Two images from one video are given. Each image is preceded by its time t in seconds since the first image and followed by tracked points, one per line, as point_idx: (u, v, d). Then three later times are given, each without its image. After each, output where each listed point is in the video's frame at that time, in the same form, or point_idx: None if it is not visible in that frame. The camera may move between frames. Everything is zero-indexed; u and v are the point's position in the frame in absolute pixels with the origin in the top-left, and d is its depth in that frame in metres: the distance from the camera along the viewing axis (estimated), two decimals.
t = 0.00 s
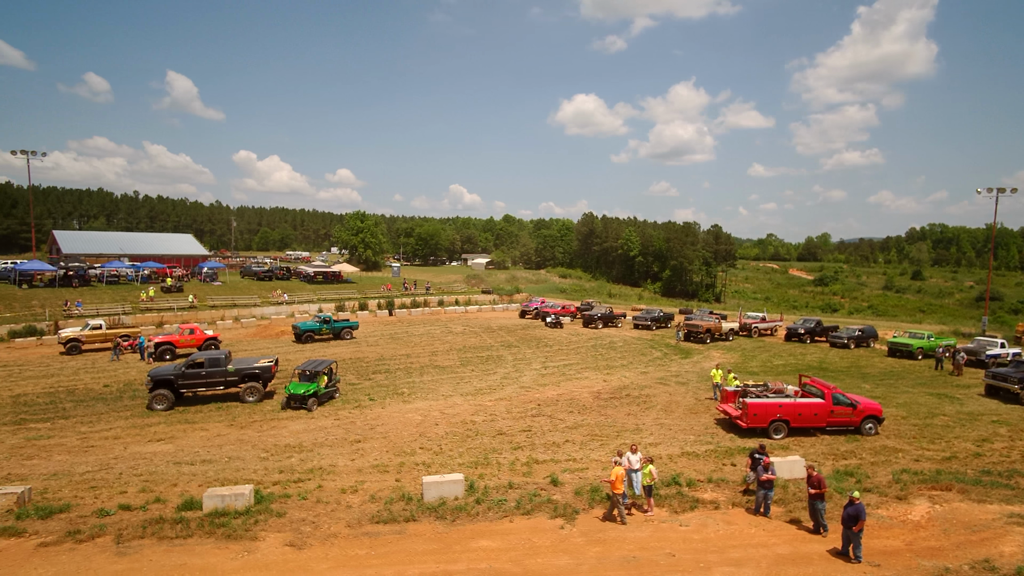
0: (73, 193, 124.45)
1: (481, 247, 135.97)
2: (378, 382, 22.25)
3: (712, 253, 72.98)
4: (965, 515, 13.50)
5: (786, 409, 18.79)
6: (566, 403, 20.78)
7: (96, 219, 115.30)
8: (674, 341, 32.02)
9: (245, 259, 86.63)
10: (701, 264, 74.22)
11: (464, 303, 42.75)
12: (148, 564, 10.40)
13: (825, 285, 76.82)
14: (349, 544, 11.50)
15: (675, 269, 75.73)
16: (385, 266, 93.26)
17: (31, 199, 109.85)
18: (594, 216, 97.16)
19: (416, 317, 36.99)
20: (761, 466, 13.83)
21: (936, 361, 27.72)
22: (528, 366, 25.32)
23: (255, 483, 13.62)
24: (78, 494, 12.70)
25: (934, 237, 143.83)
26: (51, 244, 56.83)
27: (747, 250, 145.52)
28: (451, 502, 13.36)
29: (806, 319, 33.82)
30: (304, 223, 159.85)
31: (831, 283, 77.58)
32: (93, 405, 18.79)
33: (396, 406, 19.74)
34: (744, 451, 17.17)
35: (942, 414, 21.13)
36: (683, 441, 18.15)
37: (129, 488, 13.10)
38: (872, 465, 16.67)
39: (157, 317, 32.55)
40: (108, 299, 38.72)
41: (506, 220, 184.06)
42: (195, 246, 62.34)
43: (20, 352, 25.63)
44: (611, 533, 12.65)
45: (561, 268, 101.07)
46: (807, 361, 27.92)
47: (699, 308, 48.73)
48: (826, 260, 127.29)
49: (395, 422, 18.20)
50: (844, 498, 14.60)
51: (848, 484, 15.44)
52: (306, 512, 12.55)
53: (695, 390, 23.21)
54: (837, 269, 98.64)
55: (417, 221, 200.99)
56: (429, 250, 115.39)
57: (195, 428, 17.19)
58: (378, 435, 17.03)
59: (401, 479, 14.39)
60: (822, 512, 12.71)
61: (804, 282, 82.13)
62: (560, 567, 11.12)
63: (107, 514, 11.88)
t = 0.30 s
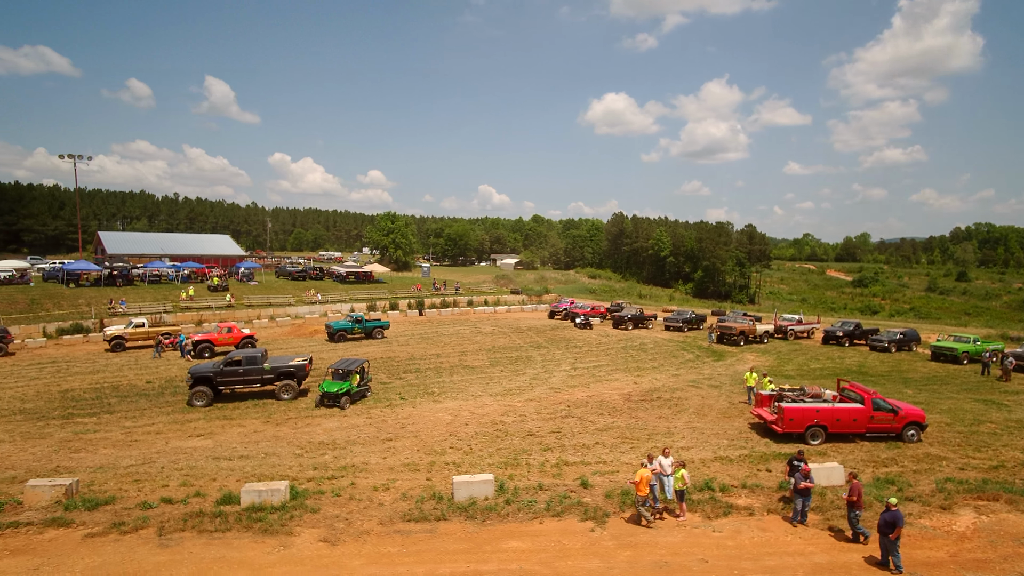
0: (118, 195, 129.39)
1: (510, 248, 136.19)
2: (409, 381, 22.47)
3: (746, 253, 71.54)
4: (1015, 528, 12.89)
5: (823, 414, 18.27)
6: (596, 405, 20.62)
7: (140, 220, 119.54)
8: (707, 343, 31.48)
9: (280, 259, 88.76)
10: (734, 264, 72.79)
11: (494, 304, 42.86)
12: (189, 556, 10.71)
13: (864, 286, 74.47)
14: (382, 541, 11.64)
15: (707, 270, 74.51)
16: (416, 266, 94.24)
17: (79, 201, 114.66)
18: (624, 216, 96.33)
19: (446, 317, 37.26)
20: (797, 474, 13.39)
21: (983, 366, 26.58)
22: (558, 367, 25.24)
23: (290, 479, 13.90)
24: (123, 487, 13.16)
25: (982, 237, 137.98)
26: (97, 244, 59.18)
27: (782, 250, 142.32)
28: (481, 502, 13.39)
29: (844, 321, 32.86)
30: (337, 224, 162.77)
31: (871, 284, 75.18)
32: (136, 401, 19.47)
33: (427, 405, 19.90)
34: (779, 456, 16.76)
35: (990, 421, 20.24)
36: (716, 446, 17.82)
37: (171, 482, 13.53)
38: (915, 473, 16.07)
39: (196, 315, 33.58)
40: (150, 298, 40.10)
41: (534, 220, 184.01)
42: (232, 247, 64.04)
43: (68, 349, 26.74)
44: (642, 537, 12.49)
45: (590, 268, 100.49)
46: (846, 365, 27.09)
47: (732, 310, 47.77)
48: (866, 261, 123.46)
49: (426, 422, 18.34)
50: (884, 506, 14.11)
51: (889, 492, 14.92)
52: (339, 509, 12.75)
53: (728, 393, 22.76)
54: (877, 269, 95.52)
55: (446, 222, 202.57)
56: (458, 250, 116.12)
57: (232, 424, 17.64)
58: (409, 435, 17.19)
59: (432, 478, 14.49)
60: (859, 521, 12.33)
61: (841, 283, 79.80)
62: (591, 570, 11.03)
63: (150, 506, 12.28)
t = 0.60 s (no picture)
0: (153, 197, 133.13)
1: (534, 248, 136.11)
2: (435, 381, 22.61)
3: (775, 253, 70.21)
4: None
5: (857, 418, 17.80)
6: (621, 406, 20.47)
7: (174, 221, 122.78)
8: (735, 345, 30.98)
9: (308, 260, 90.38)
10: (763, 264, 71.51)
11: (518, 304, 42.90)
12: (222, 549, 10.95)
13: (899, 287, 72.39)
14: (408, 539, 11.73)
15: (735, 270, 73.39)
16: (440, 266, 94.90)
17: (116, 203, 118.33)
18: (650, 216, 95.41)
19: (470, 317, 37.40)
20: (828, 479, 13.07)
21: None
22: (583, 368, 25.13)
23: (319, 476, 14.10)
24: (158, 481, 13.52)
25: None
26: (133, 244, 61.01)
27: (812, 250, 139.52)
28: (506, 502, 13.40)
29: (878, 323, 32.02)
30: (362, 225, 164.96)
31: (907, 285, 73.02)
32: (171, 397, 19.99)
33: (452, 405, 19.99)
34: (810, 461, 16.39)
35: None
36: (744, 449, 17.52)
37: (204, 477, 13.86)
38: (952, 480, 15.55)
39: (228, 314, 34.35)
40: (184, 297, 41.18)
41: (559, 220, 183.55)
42: (262, 247, 65.38)
43: (106, 347, 27.61)
44: (669, 541, 12.34)
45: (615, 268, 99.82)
46: (880, 368, 26.37)
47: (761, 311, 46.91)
48: (901, 262, 120.08)
49: (452, 421, 18.43)
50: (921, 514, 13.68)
51: (925, 498, 14.47)
52: (366, 506, 12.89)
53: (757, 396, 22.35)
54: (913, 270, 92.79)
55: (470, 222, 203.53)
56: (482, 250, 116.50)
57: (263, 421, 17.99)
58: (434, 434, 17.30)
59: (458, 477, 14.55)
60: (890, 529, 11.99)
61: (875, 284, 77.71)
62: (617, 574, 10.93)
63: (184, 501, 12.59)
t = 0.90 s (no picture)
0: (185, 198, 136.49)
1: (558, 249, 135.77)
2: (459, 381, 22.70)
3: (805, 253, 68.81)
4: None
5: (891, 423, 17.31)
6: (647, 408, 20.28)
7: (205, 222, 125.63)
8: (763, 347, 30.44)
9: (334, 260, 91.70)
10: (792, 265, 70.14)
11: (542, 304, 42.84)
12: (253, 545, 11.16)
13: (935, 288, 70.11)
14: (434, 538, 11.80)
15: (763, 271, 72.00)
16: (464, 266, 95.31)
17: (150, 205, 121.62)
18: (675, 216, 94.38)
19: (494, 317, 37.47)
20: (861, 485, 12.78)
21: None
22: (608, 369, 24.97)
23: (346, 473, 14.29)
24: (192, 476, 13.85)
25: None
26: (166, 245, 62.70)
27: (843, 250, 136.38)
28: (532, 503, 13.37)
29: (913, 325, 31.12)
30: (387, 225, 166.70)
31: (943, 286, 70.82)
32: (203, 394, 20.47)
33: (477, 405, 20.06)
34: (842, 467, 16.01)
35: None
36: (773, 454, 17.20)
37: (236, 473, 14.16)
38: (992, 488, 15.02)
39: (257, 313, 35.04)
40: (214, 296, 42.12)
41: (582, 220, 182.80)
42: (289, 247, 66.50)
43: (141, 344, 28.40)
44: (697, 545, 12.17)
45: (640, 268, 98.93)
46: (915, 372, 25.61)
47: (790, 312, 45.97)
48: (937, 262, 116.46)
49: (477, 421, 18.49)
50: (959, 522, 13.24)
51: (964, 507, 14.00)
52: (393, 504, 13.01)
53: (786, 400, 21.92)
54: (950, 271, 89.89)
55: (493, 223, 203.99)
56: (506, 250, 116.61)
57: (291, 419, 18.30)
58: (460, 433, 17.38)
59: (482, 477, 14.58)
60: (926, 538, 11.66)
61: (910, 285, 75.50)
62: None
63: (217, 496, 12.87)
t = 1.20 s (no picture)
0: (215, 199, 139.58)
1: (581, 249, 135.14)
2: (484, 381, 22.77)
3: (835, 254, 67.43)
4: None
5: (925, 429, 16.82)
6: (673, 411, 20.06)
7: (234, 223, 128.31)
8: (792, 350, 29.85)
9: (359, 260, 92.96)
10: (822, 266, 68.70)
11: (566, 305, 42.72)
12: (282, 540, 11.36)
13: (971, 290, 68.12)
14: (459, 538, 11.85)
15: (792, 271, 70.64)
16: (487, 266, 95.54)
17: (181, 206, 124.70)
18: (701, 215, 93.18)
19: (518, 318, 37.47)
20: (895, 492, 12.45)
21: None
22: (632, 371, 24.77)
23: (373, 472, 14.44)
24: (223, 473, 14.16)
25: None
26: (197, 245, 64.21)
27: (875, 250, 133.11)
28: (556, 505, 13.33)
29: (949, 328, 30.17)
30: (411, 226, 168.10)
31: (980, 288, 68.57)
32: (233, 392, 20.90)
33: (501, 405, 20.08)
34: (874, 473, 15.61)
35: None
36: (803, 459, 16.85)
37: (265, 470, 14.42)
38: None
39: (285, 312, 35.63)
40: (243, 296, 42.97)
41: (606, 220, 181.68)
42: (315, 248, 67.49)
43: (173, 343, 29.13)
44: (725, 550, 11.98)
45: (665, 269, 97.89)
46: (951, 376, 24.84)
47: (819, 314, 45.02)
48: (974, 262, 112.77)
49: (501, 421, 18.52)
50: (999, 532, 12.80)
51: (1003, 516, 13.52)
52: (418, 503, 13.10)
53: (816, 404, 21.46)
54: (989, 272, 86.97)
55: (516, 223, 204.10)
56: (529, 250, 116.50)
57: (319, 417, 18.57)
58: (484, 434, 17.42)
59: (507, 478, 14.59)
60: (964, 547, 11.30)
61: (945, 287, 73.27)
62: None
63: (247, 492, 13.14)
